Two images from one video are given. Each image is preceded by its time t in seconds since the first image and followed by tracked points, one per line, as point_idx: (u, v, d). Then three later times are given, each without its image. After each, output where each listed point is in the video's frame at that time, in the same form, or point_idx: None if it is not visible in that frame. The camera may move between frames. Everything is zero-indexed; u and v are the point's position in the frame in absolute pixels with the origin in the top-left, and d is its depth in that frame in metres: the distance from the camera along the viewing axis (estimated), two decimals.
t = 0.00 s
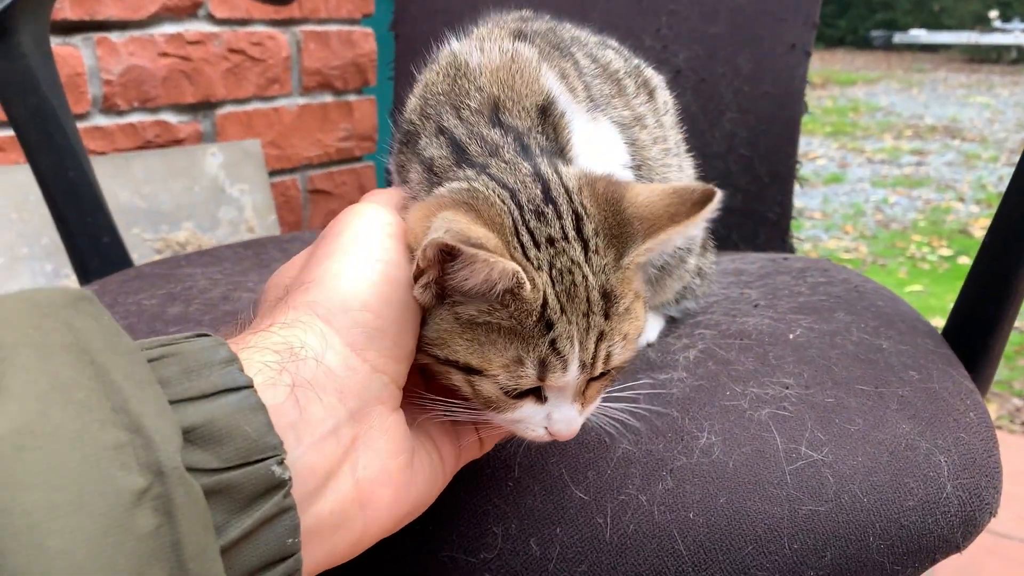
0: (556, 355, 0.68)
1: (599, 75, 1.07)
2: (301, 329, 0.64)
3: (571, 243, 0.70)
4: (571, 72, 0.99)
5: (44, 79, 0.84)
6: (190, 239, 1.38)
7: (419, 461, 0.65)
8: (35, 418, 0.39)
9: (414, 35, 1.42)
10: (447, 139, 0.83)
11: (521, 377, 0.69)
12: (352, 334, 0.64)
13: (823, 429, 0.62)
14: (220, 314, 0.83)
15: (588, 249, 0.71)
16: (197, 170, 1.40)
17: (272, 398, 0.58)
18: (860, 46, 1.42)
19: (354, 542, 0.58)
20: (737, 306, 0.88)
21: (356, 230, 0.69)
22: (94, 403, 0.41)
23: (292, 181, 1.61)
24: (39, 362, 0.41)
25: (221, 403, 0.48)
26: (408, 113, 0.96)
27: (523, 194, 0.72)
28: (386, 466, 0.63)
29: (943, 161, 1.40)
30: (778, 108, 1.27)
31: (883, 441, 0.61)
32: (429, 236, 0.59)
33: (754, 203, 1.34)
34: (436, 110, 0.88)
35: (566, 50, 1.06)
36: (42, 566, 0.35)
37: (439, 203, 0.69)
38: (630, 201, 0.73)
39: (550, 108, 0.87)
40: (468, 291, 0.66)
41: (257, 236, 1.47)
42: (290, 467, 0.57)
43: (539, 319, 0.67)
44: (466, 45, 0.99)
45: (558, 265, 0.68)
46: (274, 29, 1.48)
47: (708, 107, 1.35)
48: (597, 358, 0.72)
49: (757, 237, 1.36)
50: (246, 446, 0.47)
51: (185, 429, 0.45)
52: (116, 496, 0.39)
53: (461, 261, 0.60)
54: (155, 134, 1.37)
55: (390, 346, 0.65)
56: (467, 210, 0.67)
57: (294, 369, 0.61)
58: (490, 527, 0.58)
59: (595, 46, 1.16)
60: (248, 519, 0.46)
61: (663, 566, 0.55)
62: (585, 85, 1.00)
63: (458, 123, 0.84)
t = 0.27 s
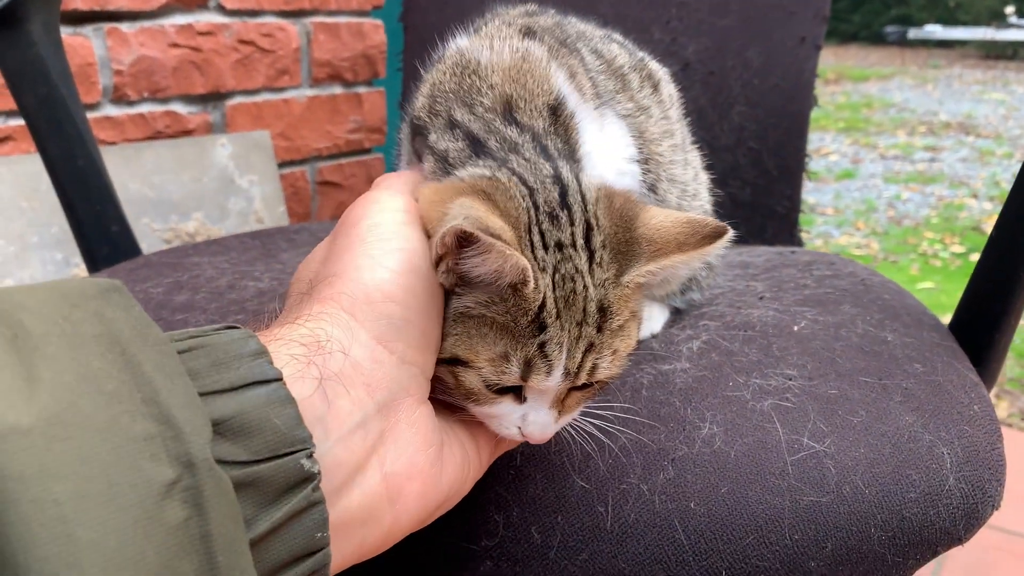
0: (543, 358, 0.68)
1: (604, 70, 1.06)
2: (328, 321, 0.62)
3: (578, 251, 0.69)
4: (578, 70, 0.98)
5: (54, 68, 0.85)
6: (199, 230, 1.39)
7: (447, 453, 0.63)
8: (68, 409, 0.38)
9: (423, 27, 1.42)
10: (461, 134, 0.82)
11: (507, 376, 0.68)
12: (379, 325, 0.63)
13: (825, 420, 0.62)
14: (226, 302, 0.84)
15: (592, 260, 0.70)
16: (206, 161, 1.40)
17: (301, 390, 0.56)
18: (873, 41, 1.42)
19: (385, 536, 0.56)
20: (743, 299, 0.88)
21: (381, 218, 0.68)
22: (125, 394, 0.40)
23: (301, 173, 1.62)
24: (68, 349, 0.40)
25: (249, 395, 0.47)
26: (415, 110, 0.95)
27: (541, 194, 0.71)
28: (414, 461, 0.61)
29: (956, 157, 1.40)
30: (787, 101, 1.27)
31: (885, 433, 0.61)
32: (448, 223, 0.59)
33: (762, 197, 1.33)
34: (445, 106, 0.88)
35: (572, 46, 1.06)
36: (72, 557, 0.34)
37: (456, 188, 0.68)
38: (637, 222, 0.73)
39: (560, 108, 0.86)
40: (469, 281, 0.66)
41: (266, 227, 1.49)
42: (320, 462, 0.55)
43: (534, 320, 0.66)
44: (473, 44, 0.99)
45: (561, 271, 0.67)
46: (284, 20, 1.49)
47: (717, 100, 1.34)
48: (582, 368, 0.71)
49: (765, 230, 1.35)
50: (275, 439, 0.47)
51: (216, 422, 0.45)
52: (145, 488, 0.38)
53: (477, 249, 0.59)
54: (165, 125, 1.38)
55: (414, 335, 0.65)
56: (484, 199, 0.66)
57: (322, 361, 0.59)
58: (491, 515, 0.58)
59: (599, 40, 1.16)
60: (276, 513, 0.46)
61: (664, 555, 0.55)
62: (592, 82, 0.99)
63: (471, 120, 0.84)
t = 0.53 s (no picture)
0: (556, 354, 0.65)
1: (618, 76, 1.05)
2: (313, 317, 0.62)
3: (601, 250, 0.68)
4: (597, 75, 0.99)
5: (58, 63, 0.85)
6: (202, 226, 1.40)
7: (433, 450, 0.63)
8: (55, 406, 0.38)
9: (427, 24, 1.42)
10: (487, 126, 0.81)
11: (518, 370, 0.66)
12: (364, 321, 0.63)
13: (823, 417, 0.62)
14: (227, 297, 0.84)
15: (614, 261, 0.69)
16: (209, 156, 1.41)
17: (285, 385, 0.56)
18: (881, 39, 1.43)
19: (366, 531, 0.56)
20: (743, 296, 0.88)
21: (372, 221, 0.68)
22: (111, 392, 0.40)
23: (304, 169, 1.62)
24: (57, 347, 0.40)
25: (234, 393, 0.48)
26: (434, 107, 0.95)
27: (568, 190, 0.70)
28: (399, 457, 0.61)
29: (963, 157, 1.39)
30: (790, 99, 1.27)
31: (883, 431, 0.61)
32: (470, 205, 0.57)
33: (764, 195, 1.33)
34: (468, 102, 0.88)
35: (589, 50, 1.06)
36: (60, 551, 0.35)
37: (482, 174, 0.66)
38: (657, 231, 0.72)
39: (582, 114, 0.88)
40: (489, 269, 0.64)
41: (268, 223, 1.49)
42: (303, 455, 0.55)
43: (551, 315, 0.64)
44: (496, 44, 1.00)
45: (583, 268, 0.65)
46: (287, 17, 1.49)
47: (720, 98, 1.34)
48: (592, 371, 0.68)
49: (767, 229, 1.35)
50: (260, 436, 0.47)
51: (201, 419, 0.45)
52: (132, 484, 0.38)
53: (500, 234, 0.58)
54: (169, 120, 1.38)
55: (400, 334, 0.64)
56: (511, 186, 0.64)
57: (306, 357, 0.59)
58: (489, 510, 0.59)
59: (612, 43, 1.15)
60: (261, 509, 0.46)
61: (660, 551, 0.56)
62: (608, 87, 0.99)
63: (496, 115, 0.84)
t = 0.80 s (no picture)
0: (559, 351, 0.68)
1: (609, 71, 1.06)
2: (346, 311, 0.63)
3: (601, 247, 0.70)
4: (590, 72, 0.99)
5: (66, 59, 0.86)
6: (208, 222, 1.40)
7: (464, 446, 0.63)
8: (93, 397, 0.39)
9: (432, 21, 1.42)
10: (486, 129, 0.82)
11: (524, 367, 0.69)
12: (397, 316, 0.64)
13: (825, 412, 0.63)
14: (234, 292, 0.85)
15: (614, 256, 0.71)
16: (215, 152, 1.42)
17: (320, 378, 0.57)
18: (885, 40, 1.43)
19: (403, 525, 0.56)
20: (746, 293, 0.88)
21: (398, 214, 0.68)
22: (149, 384, 0.41)
23: (309, 166, 1.63)
24: (94, 339, 0.41)
25: (269, 386, 0.48)
26: (431, 107, 0.95)
27: (566, 189, 0.71)
28: (432, 451, 0.62)
29: (967, 158, 1.40)
30: (794, 98, 1.27)
31: (884, 426, 0.61)
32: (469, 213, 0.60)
33: (767, 194, 1.33)
34: (465, 104, 0.89)
35: (581, 48, 1.06)
36: (99, 544, 0.35)
37: (485, 179, 0.68)
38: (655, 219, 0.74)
39: (577, 110, 0.88)
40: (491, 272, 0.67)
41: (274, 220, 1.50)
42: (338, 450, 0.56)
43: (552, 313, 0.67)
44: (489, 45, 1.00)
45: (583, 266, 0.68)
46: (293, 14, 1.49)
47: (723, 96, 1.34)
48: (597, 363, 0.71)
49: (770, 227, 1.35)
50: (295, 429, 0.48)
51: (237, 411, 0.46)
52: (170, 475, 0.39)
53: (497, 240, 0.61)
54: (175, 117, 1.39)
55: (430, 328, 0.66)
56: (509, 190, 0.66)
57: (341, 351, 0.60)
58: (495, 503, 0.59)
59: (603, 39, 1.16)
60: (296, 503, 0.47)
61: (663, 544, 0.56)
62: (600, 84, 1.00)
63: (493, 117, 0.84)
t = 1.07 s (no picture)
0: (594, 321, 0.69)
1: (614, 77, 1.07)
2: (350, 310, 0.64)
3: (633, 220, 0.71)
4: (600, 75, 1.02)
5: (74, 63, 0.87)
6: (213, 223, 1.42)
7: (461, 442, 0.65)
8: (108, 393, 0.39)
9: (436, 24, 1.42)
10: (508, 112, 0.82)
11: (557, 338, 0.70)
12: (400, 314, 0.65)
13: (824, 414, 0.64)
14: (240, 293, 0.86)
15: (646, 230, 0.72)
16: (219, 153, 1.43)
17: (324, 374, 0.59)
18: (887, 42, 1.41)
19: (401, 520, 0.58)
20: (747, 295, 0.89)
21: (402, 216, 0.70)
22: (161, 380, 0.41)
23: (312, 169, 1.64)
24: (108, 337, 0.42)
25: (274, 382, 0.49)
26: (446, 101, 0.95)
27: (597, 164, 0.72)
28: (431, 447, 0.63)
29: (968, 161, 1.41)
30: (795, 102, 1.28)
31: (882, 428, 0.62)
32: (511, 176, 0.60)
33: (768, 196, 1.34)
34: (482, 94, 0.89)
35: (588, 53, 1.07)
36: (118, 537, 0.37)
37: (517, 150, 0.66)
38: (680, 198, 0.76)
39: (591, 103, 0.91)
40: (527, 240, 0.68)
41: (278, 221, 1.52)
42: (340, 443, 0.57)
43: (590, 283, 0.68)
44: (506, 42, 1.02)
45: (618, 238, 0.69)
46: (297, 18, 1.51)
47: (725, 100, 1.35)
48: (628, 336, 0.73)
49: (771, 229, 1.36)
50: (300, 425, 0.49)
51: (245, 407, 0.47)
52: (182, 469, 0.40)
53: (543, 202, 0.61)
54: (180, 119, 1.40)
55: (434, 327, 0.67)
56: (542, 159, 0.65)
57: (345, 348, 0.62)
58: (497, 502, 0.60)
59: (608, 47, 1.17)
60: (302, 496, 0.48)
61: (664, 543, 0.57)
62: (607, 87, 1.01)
63: (514, 102, 0.85)
